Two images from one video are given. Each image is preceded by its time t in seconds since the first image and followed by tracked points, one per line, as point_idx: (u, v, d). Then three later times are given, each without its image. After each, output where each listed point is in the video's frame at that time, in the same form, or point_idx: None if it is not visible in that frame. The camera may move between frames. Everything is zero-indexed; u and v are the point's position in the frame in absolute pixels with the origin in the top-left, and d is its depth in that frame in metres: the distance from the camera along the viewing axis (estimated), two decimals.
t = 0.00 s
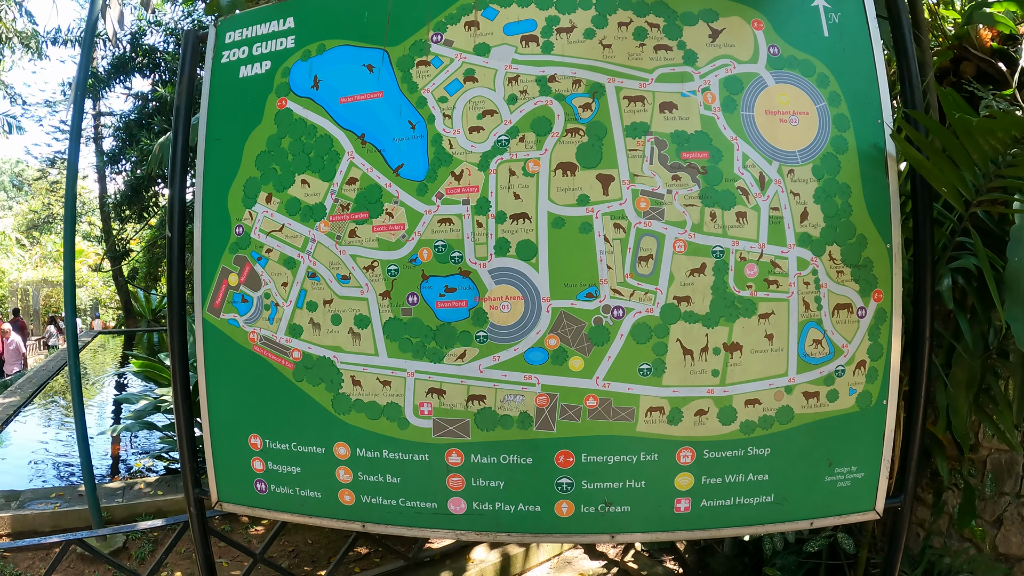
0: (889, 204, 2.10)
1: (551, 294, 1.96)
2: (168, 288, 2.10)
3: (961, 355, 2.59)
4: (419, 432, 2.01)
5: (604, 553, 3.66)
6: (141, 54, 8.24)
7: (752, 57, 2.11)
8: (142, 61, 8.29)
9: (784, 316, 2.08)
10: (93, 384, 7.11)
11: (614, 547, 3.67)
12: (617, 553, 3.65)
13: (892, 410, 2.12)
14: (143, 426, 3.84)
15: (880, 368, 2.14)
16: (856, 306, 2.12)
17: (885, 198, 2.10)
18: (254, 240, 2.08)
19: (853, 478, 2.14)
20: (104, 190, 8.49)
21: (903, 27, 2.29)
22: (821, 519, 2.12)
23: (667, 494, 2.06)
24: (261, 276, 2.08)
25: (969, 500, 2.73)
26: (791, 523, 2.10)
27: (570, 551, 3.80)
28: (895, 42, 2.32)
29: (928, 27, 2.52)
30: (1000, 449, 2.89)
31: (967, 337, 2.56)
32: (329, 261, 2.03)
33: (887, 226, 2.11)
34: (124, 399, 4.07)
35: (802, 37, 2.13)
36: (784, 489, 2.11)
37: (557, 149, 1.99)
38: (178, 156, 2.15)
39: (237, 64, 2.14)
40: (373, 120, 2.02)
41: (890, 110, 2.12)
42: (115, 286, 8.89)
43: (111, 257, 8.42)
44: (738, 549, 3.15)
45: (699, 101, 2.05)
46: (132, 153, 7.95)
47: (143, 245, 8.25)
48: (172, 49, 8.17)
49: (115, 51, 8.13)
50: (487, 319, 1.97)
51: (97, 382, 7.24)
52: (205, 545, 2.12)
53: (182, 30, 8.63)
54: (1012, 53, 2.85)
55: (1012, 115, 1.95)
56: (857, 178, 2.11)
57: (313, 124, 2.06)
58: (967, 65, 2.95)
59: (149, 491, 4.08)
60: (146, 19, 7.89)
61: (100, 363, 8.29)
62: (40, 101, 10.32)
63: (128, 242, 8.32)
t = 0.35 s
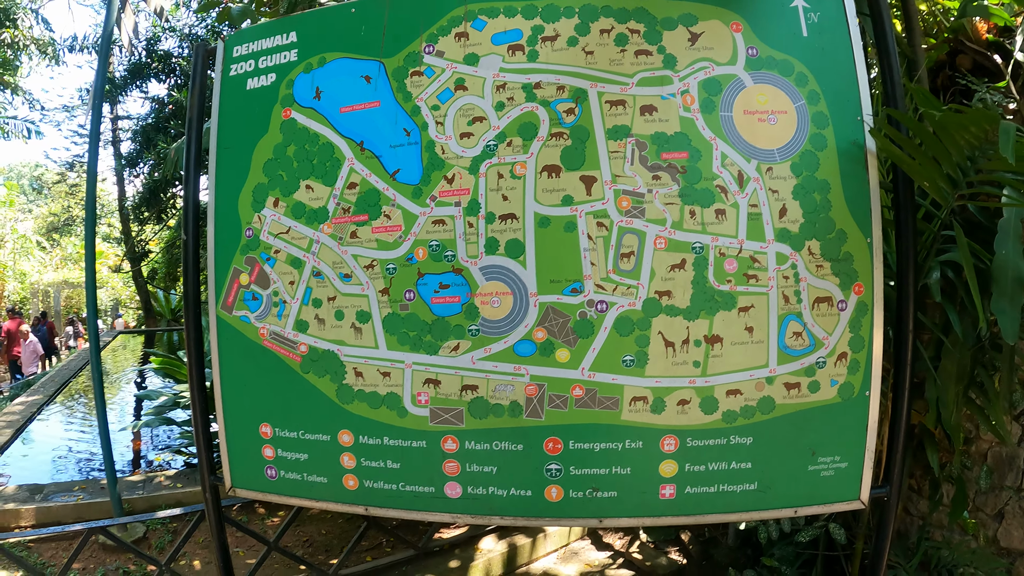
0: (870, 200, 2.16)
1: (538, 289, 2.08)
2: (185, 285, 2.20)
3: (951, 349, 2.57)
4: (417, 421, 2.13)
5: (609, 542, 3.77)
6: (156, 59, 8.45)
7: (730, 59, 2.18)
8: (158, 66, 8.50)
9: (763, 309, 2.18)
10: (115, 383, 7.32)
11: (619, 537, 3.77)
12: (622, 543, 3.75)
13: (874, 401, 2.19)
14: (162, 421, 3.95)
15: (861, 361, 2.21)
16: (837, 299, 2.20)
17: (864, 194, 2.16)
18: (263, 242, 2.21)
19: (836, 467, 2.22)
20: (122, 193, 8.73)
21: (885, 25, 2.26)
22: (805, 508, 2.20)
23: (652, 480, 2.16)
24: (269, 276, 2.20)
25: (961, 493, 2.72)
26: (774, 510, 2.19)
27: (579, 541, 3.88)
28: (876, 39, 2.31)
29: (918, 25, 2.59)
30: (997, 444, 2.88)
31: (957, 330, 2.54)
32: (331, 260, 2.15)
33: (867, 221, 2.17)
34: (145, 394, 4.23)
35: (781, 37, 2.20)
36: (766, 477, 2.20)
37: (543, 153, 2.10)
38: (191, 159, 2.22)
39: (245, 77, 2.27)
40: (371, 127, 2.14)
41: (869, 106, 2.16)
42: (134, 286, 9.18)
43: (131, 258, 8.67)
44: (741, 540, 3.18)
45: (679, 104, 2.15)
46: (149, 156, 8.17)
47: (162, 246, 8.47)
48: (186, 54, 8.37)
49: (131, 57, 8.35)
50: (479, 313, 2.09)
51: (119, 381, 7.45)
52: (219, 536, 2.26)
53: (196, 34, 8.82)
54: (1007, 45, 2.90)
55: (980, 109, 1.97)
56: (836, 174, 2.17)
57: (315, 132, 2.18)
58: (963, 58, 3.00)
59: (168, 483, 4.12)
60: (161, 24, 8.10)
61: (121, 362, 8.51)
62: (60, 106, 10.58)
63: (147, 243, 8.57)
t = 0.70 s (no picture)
0: (873, 196, 2.23)
1: (555, 283, 2.16)
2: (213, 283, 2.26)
3: (956, 341, 2.65)
4: (439, 410, 2.22)
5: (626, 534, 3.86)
6: (174, 61, 8.62)
7: (739, 61, 2.25)
8: (176, 67, 8.68)
9: (772, 302, 2.25)
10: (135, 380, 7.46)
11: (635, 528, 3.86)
12: (638, 534, 3.83)
13: (879, 391, 2.26)
14: (186, 415, 4.07)
15: (868, 351, 2.28)
16: (844, 292, 2.27)
17: (870, 189, 2.23)
18: (290, 240, 2.30)
19: (844, 456, 2.29)
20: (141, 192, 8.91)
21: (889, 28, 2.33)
22: (814, 494, 2.27)
23: (665, 467, 2.24)
24: (296, 272, 2.30)
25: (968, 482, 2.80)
26: (783, 497, 2.26)
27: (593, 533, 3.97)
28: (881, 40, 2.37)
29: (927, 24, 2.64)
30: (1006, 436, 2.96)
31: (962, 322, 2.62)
32: (357, 257, 2.24)
33: (872, 216, 2.24)
34: (169, 391, 4.35)
35: (787, 39, 2.26)
36: (776, 465, 2.27)
37: (559, 153, 2.18)
38: (219, 164, 2.23)
39: (270, 81, 2.36)
40: (393, 129, 2.23)
41: (874, 105, 2.23)
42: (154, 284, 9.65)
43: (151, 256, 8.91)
44: (755, 532, 3.28)
45: (689, 104, 2.23)
46: (167, 156, 8.34)
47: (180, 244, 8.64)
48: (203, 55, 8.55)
49: (150, 59, 8.53)
50: (499, 307, 2.18)
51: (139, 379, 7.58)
52: (248, 524, 2.28)
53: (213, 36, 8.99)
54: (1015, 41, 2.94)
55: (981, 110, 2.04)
56: (842, 171, 2.24)
57: (339, 135, 2.27)
58: (972, 53, 3.04)
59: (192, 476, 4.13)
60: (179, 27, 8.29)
61: (140, 361, 8.65)
62: (77, 108, 10.78)
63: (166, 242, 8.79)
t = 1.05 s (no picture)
0: (927, 185, 2.17)
1: (607, 277, 2.16)
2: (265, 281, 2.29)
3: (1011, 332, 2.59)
4: (492, 404, 2.24)
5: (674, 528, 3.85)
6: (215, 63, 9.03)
7: (787, 49, 2.21)
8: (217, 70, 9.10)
9: (825, 294, 2.21)
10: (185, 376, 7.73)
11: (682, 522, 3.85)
12: (685, 529, 3.82)
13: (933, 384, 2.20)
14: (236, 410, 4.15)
15: (921, 344, 2.23)
16: (896, 284, 2.22)
17: (924, 177, 2.17)
18: (342, 237, 2.33)
19: (896, 450, 2.24)
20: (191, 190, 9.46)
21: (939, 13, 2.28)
22: (866, 489, 2.23)
23: (716, 461, 2.23)
24: (349, 269, 2.33)
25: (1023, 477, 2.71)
26: (836, 491, 2.22)
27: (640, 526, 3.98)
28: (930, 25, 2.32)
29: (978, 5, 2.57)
30: None
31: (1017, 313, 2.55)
32: (409, 253, 2.27)
33: (926, 204, 2.18)
34: (219, 385, 4.45)
35: (836, 26, 2.21)
36: (828, 459, 2.23)
37: (608, 146, 2.18)
38: (269, 162, 2.23)
39: (317, 81, 2.38)
40: (442, 126, 2.24)
41: (926, 92, 2.17)
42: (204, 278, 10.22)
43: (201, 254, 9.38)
44: (803, 526, 3.28)
45: (738, 95, 2.20)
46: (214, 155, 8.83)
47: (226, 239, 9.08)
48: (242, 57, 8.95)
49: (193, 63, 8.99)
50: (551, 301, 2.18)
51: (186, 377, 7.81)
52: (301, 516, 2.27)
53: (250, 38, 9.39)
54: None
55: None
56: (895, 160, 2.19)
57: (389, 133, 2.29)
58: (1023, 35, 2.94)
59: (243, 469, 4.20)
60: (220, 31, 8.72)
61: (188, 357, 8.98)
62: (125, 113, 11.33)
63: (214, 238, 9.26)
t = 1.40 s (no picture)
0: (996, 167, 2.07)
1: (670, 262, 2.17)
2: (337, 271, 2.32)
3: None
4: (554, 387, 2.27)
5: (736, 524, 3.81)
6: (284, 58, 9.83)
7: (848, 29, 2.15)
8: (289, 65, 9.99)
9: (890, 281, 2.15)
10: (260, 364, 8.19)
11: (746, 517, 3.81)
12: (749, 523, 3.77)
13: (1002, 377, 2.10)
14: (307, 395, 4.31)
15: (990, 334, 2.13)
16: (964, 272, 2.13)
17: (993, 158, 2.08)
18: (408, 223, 2.40)
19: (962, 445, 2.16)
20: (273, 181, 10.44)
21: None
22: (928, 485, 2.16)
23: (776, 450, 2.19)
24: (415, 254, 2.39)
25: None
26: (897, 486, 2.16)
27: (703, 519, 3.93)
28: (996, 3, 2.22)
29: None
30: None
31: None
32: (474, 238, 2.32)
33: (994, 187, 2.09)
34: (291, 370, 4.64)
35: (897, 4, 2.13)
36: (891, 451, 2.17)
37: (670, 131, 2.18)
38: (338, 156, 2.27)
39: (382, 73, 2.45)
40: (506, 114, 2.28)
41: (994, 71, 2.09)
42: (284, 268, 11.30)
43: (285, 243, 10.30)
44: (867, 525, 3.23)
45: (800, 77, 2.16)
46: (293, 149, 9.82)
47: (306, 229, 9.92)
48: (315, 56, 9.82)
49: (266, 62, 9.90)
50: (614, 285, 2.20)
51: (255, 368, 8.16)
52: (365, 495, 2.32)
53: (319, 35, 10.18)
54: None
55: None
56: (962, 142, 2.11)
57: (453, 121, 2.34)
58: None
59: (311, 451, 4.24)
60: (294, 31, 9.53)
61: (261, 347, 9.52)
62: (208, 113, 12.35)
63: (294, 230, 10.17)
